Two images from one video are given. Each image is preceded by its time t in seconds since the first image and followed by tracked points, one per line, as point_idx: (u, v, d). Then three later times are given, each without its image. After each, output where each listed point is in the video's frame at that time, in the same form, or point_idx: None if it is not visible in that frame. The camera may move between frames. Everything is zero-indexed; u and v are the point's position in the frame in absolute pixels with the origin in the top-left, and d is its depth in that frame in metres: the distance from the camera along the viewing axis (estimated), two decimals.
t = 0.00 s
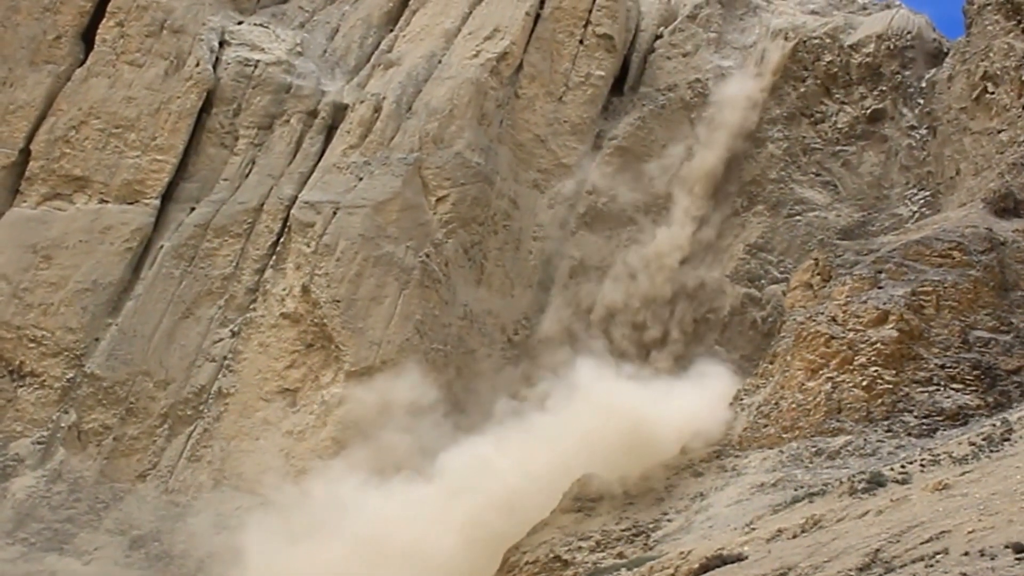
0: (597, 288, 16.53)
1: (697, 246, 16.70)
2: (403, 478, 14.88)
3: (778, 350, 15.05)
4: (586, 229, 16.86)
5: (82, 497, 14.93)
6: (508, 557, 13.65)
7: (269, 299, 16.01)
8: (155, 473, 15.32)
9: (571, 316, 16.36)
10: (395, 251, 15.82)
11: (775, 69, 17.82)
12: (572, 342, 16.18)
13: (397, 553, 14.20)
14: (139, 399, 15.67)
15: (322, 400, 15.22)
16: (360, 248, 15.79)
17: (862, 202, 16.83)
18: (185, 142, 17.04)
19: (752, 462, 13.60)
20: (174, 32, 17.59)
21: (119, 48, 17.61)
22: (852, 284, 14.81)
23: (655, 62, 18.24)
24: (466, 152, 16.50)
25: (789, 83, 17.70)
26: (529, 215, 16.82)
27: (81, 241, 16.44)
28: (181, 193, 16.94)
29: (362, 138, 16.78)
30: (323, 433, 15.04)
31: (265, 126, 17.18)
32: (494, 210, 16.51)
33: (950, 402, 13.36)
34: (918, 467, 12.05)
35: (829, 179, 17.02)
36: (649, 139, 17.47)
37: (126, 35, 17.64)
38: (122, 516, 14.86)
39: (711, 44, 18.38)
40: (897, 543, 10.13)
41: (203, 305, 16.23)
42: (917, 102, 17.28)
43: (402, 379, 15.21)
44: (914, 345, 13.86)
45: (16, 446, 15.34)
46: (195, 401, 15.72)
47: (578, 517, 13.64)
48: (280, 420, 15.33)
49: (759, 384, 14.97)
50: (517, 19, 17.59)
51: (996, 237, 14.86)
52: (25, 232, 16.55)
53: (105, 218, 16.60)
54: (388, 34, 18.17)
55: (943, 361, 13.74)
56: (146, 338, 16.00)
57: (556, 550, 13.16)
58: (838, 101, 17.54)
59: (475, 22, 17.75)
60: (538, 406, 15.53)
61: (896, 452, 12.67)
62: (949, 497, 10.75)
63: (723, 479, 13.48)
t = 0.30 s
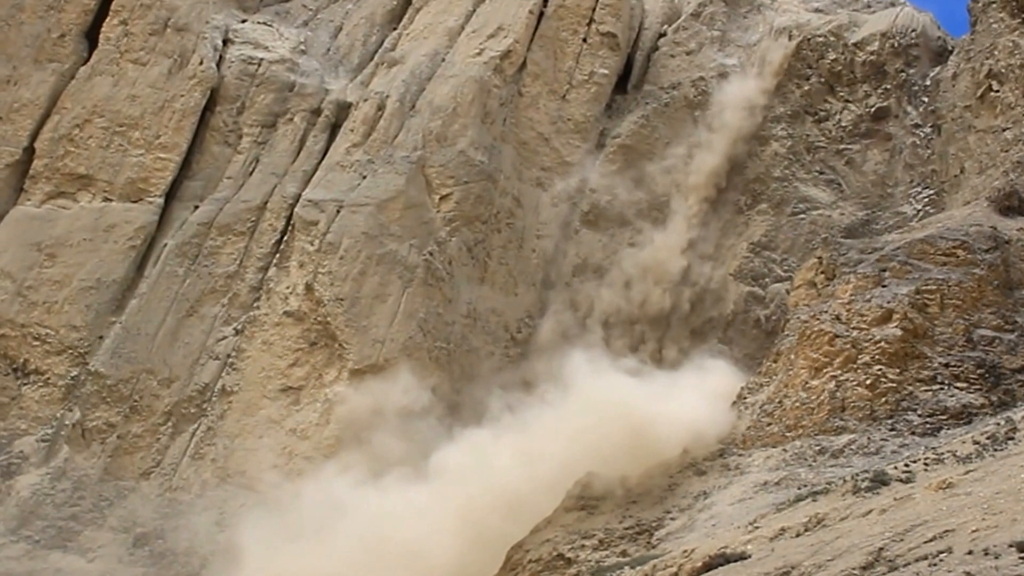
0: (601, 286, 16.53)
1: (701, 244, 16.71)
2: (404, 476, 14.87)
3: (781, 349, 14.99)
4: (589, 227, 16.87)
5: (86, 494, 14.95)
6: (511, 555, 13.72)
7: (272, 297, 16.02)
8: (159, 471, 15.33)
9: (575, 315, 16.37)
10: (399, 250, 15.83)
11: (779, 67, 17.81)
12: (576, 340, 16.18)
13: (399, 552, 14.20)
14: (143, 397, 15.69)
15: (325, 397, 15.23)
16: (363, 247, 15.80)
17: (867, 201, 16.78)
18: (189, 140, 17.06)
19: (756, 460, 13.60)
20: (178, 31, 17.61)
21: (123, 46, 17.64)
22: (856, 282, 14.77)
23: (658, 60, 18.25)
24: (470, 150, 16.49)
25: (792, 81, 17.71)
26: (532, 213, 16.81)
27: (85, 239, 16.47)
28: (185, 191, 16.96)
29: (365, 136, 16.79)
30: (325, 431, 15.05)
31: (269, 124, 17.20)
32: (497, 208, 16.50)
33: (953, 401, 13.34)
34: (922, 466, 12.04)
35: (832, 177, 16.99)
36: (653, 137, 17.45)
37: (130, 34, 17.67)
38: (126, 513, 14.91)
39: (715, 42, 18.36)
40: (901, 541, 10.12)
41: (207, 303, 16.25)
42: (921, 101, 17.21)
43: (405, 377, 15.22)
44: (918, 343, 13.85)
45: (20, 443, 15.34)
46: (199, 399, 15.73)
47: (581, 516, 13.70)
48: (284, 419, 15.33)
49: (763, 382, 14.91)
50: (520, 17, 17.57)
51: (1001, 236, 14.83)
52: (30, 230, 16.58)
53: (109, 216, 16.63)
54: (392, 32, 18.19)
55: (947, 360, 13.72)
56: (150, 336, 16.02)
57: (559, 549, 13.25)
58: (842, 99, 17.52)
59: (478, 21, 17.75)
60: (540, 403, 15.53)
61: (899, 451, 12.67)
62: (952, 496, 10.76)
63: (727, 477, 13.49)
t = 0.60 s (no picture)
0: (605, 282, 16.53)
1: (705, 240, 16.72)
2: (411, 475, 14.90)
3: (786, 344, 14.98)
4: (593, 223, 16.85)
5: (92, 493, 14.99)
6: (516, 551, 13.71)
7: (276, 295, 16.05)
8: (165, 469, 15.36)
9: (579, 311, 16.38)
10: (402, 247, 15.83)
11: (783, 62, 17.78)
12: (580, 336, 16.19)
13: (404, 551, 14.19)
14: (148, 395, 15.73)
15: (329, 395, 15.24)
16: (367, 244, 15.80)
17: (871, 196, 16.78)
18: (192, 139, 17.07)
19: (761, 456, 13.59)
20: (181, 29, 17.61)
21: (126, 45, 17.65)
22: (860, 277, 14.76)
23: (661, 56, 18.25)
24: (473, 147, 16.48)
25: (796, 77, 17.70)
26: (536, 209, 16.80)
27: (89, 238, 16.50)
28: (189, 189, 16.97)
29: (368, 134, 16.78)
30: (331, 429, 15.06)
31: (272, 122, 17.21)
32: (501, 205, 16.48)
33: (959, 395, 13.33)
34: (927, 461, 12.03)
35: (836, 172, 16.99)
36: (656, 132, 17.44)
37: (133, 32, 17.68)
38: (132, 511, 14.94)
39: (718, 38, 18.36)
40: (906, 536, 10.12)
41: (211, 301, 16.26)
42: (926, 95, 17.11)
43: (411, 375, 15.23)
44: (923, 338, 13.82)
45: (26, 442, 15.36)
46: (204, 397, 15.75)
47: (586, 511, 13.68)
48: (288, 417, 15.34)
49: (768, 378, 14.90)
50: (523, 14, 17.52)
51: (1005, 230, 14.83)
52: (35, 229, 16.60)
53: (113, 215, 16.66)
54: (395, 29, 18.19)
55: (952, 354, 13.70)
56: (155, 335, 16.05)
57: (565, 545, 13.25)
58: (846, 94, 17.50)
59: (481, 17, 17.72)
60: (545, 400, 15.54)
61: (904, 446, 12.65)
62: (958, 491, 10.74)
63: (732, 473, 13.49)
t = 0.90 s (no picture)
0: (609, 277, 16.54)
1: (708, 233, 16.75)
2: (415, 469, 14.91)
3: (792, 336, 14.94)
4: (597, 218, 16.83)
5: (99, 492, 15.02)
6: (523, 547, 13.73)
7: (281, 293, 16.07)
8: (172, 468, 15.39)
9: (584, 306, 16.38)
10: (406, 243, 15.83)
11: (786, 54, 17.74)
12: (585, 330, 16.18)
13: (410, 547, 14.20)
14: (155, 394, 15.75)
15: (335, 391, 15.26)
16: (372, 241, 15.81)
17: (875, 186, 16.74)
18: (195, 137, 17.09)
19: (768, 448, 13.58)
20: (183, 28, 17.63)
21: (128, 45, 17.67)
22: (865, 268, 14.75)
23: (664, 49, 18.21)
24: (477, 143, 16.48)
25: (799, 68, 17.66)
26: (540, 205, 16.78)
27: (94, 238, 16.53)
28: (192, 188, 16.98)
29: (371, 130, 16.78)
30: (337, 427, 15.08)
31: (275, 120, 17.22)
32: (504, 199, 16.46)
33: (965, 386, 13.32)
34: (934, 452, 12.02)
35: (840, 163, 16.94)
36: (659, 126, 17.43)
37: (136, 32, 17.69)
38: (139, 510, 14.97)
39: (720, 30, 18.34)
40: (914, 527, 10.10)
41: (216, 299, 16.28)
42: (929, 85, 17.14)
43: (417, 371, 15.26)
44: (929, 329, 13.81)
45: (33, 441, 15.38)
46: (210, 395, 15.77)
47: (594, 505, 13.69)
48: (294, 415, 15.37)
49: (773, 370, 14.87)
50: (524, 9, 17.48)
51: (1010, 220, 14.86)
52: (39, 229, 16.63)
53: (118, 214, 16.67)
54: (397, 26, 18.16)
55: (958, 345, 13.70)
56: (160, 333, 16.07)
57: (573, 539, 13.25)
58: (849, 85, 17.45)
59: (483, 12, 17.68)
60: (550, 392, 15.53)
61: (911, 437, 12.65)
62: (965, 481, 10.72)
63: (738, 466, 13.48)
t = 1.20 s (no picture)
0: (614, 271, 16.53)
1: (713, 226, 16.78)
2: (420, 463, 14.89)
3: (798, 328, 14.96)
4: (601, 212, 16.80)
5: (109, 494, 15.06)
6: (533, 543, 13.81)
7: (287, 293, 16.08)
8: (181, 469, 15.41)
9: (590, 301, 16.37)
10: (411, 241, 15.84)
11: (788, 46, 17.74)
12: (591, 325, 16.16)
13: (418, 544, 14.25)
14: (162, 396, 15.77)
15: (344, 390, 15.29)
16: (377, 239, 15.82)
17: (879, 177, 16.73)
18: (199, 139, 17.10)
19: (776, 440, 13.58)
20: (184, 30, 17.63)
21: (130, 47, 17.68)
22: (870, 259, 14.75)
23: (665, 43, 18.21)
24: (480, 140, 16.47)
25: (801, 59, 17.64)
26: (544, 200, 16.77)
27: (99, 241, 16.54)
28: (197, 189, 16.99)
29: (374, 129, 16.79)
30: (343, 425, 15.09)
31: (277, 120, 17.23)
32: (508, 196, 16.45)
33: (973, 374, 13.31)
34: (942, 441, 12.00)
35: (844, 154, 16.93)
36: (662, 120, 17.41)
37: (137, 35, 17.71)
38: (149, 512, 14.99)
39: (722, 23, 18.35)
40: (924, 517, 10.12)
41: (223, 300, 16.29)
42: (932, 75, 17.10)
43: (424, 369, 15.27)
44: (935, 318, 13.79)
45: (42, 445, 15.41)
46: (218, 396, 15.79)
47: (603, 501, 13.74)
48: (302, 414, 15.38)
49: (780, 363, 14.88)
50: (526, 4, 17.41)
51: (1015, 208, 14.87)
52: (44, 233, 16.65)
53: (123, 217, 16.69)
54: (398, 24, 18.12)
55: (964, 334, 13.68)
56: (167, 335, 16.09)
57: (582, 534, 13.30)
58: (851, 76, 17.43)
59: (484, 8, 17.63)
60: (554, 384, 15.53)
61: (920, 427, 12.63)
62: (974, 471, 10.73)
63: (747, 458, 13.49)
